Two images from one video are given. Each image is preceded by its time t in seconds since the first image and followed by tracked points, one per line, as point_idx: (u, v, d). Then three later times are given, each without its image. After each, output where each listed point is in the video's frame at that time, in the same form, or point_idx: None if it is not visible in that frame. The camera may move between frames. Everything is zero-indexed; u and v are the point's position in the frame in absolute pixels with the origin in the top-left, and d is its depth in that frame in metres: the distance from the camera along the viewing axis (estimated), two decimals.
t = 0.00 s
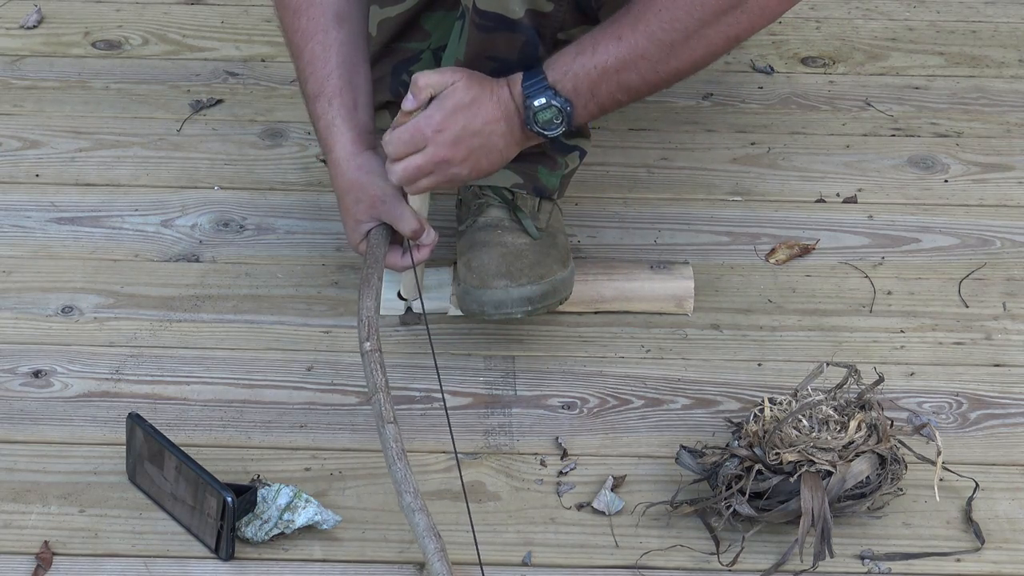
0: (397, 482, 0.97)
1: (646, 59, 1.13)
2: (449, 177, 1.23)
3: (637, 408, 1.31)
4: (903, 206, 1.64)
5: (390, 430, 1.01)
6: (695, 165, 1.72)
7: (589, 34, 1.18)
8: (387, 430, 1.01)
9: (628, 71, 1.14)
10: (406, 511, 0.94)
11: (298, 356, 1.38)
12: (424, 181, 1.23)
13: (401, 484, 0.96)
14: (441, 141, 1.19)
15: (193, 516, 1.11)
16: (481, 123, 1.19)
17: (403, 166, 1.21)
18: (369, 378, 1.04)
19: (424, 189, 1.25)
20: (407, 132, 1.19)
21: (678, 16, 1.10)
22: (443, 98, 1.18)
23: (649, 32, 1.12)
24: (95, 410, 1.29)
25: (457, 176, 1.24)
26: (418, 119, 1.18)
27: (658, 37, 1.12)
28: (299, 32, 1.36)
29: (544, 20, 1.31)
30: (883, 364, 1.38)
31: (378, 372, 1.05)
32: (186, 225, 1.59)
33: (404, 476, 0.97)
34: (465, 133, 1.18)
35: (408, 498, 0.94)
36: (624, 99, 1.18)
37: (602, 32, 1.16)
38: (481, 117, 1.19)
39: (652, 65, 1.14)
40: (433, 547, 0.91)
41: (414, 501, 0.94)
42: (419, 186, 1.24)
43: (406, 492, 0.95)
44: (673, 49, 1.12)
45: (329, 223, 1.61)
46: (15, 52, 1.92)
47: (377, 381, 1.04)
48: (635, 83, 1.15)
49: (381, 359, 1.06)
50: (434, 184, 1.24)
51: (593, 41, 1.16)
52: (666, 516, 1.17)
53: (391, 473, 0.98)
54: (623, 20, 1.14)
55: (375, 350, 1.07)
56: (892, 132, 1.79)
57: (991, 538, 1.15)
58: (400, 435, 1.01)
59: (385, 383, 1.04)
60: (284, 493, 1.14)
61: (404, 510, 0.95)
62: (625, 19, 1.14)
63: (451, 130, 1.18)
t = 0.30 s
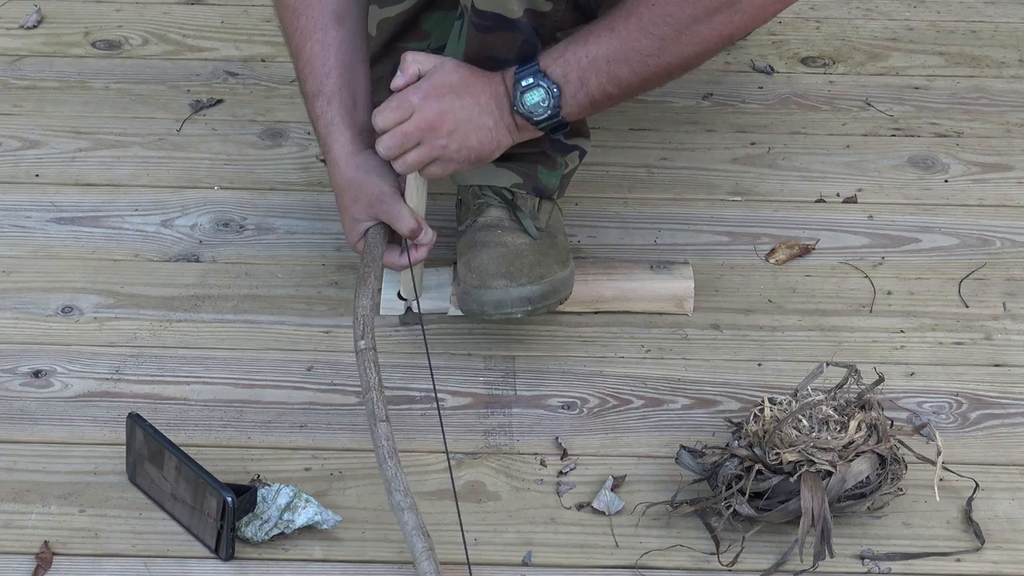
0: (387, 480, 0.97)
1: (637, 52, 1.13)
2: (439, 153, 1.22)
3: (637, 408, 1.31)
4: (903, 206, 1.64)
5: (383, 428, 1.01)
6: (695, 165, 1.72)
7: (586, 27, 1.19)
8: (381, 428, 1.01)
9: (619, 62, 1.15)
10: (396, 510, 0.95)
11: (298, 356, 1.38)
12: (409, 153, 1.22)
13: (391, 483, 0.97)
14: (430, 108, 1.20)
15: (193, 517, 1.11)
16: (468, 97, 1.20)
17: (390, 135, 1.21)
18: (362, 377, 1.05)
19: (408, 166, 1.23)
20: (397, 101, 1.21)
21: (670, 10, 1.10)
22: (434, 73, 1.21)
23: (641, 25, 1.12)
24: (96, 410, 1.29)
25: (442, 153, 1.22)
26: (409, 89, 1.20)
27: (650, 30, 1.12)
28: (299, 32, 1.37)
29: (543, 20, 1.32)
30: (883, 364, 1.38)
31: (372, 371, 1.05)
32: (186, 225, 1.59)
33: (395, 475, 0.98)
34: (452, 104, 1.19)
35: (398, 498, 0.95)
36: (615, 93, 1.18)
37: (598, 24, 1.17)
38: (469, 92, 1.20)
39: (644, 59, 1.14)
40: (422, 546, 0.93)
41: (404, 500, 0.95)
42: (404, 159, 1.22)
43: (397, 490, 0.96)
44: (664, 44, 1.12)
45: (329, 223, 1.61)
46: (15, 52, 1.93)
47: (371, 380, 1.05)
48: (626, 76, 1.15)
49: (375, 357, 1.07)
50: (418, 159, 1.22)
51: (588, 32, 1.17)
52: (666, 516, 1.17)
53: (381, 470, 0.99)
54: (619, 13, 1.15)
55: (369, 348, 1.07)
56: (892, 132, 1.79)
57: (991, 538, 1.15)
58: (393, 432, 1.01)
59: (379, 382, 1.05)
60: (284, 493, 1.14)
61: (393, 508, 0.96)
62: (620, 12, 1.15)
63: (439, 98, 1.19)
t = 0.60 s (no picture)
0: (374, 479, 0.98)
1: (623, 40, 1.12)
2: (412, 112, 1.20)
3: (637, 408, 1.31)
4: (903, 206, 1.64)
5: (372, 428, 1.02)
6: (695, 165, 1.72)
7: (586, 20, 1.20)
8: (370, 428, 1.02)
9: (604, 50, 1.14)
10: (382, 510, 0.96)
11: (298, 356, 1.38)
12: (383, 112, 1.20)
13: (378, 482, 0.98)
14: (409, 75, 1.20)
15: (193, 516, 1.11)
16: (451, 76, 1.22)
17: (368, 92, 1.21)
18: (354, 377, 1.05)
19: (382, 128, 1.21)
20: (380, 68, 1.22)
21: (658, 1, 1.10)
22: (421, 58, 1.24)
23: (631, 14, 1.12)
24: (96, 410, 1.29)
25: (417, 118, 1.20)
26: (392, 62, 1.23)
27: (639, 20, 1.11)
28: (297, 32, 1.36)
29: (543, 20, 1.31)
30: (883, 364, 1.38)
31: (364, 370, 1.05)
32: (186, 225, 1.59)
33: (382, 475, 0.99)
34: (434, 75, 1.21)
35: (384, 498, 0.96)
36: (598, 82, 1.17)
37: (594, 16, 1.17)
38: (451, 73, 1.23)
39: (629, 48, 1.13)
40: (407, 546, 0.93)
41: (390, 500, 0.96)
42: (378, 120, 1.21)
43: (384, 490, 0.97)
44: (650, 35, 1.11)
45: (329, 222, 1.61)
46: (15, 52, 1.93)
47: (363, 380, 1.05)
48: (610, 64, 1.14)
49: (367, 357, 1.07)
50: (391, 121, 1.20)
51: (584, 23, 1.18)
52: (667, 516, 1.17)
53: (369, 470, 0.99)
54: (614, 5, 1.15)
55: (361, 348, 1.07)
56: (892, 132, 1.79)
57: (991, 538, 1.15)
58: (381, 433, 1.02)
59: (371, 382, 1.05)
60: (284, 493, 1.14)
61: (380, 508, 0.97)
62: (616, 4, 1.15)
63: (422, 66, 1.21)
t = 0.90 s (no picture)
0: (400, 466, 0.96)
1: (614, 34, 1.13)
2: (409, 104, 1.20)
3: (637, 408, 1.31)
4: (903, 206, 1.64)
5: (393, 417, 1.00)
6: (694, 165, 1.72)
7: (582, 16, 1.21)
8: (392, 416, 1.00)
9: (595, 43, 1.14)
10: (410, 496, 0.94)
11: (298, 356, 1.38)
12: (382, 111, 1.22)
13: (404, 470, 0.96)
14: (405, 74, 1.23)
15: (193, 516, 1.11)
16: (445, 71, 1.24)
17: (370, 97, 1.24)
18: (371, 369, 1.05)
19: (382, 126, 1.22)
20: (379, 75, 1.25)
21: None
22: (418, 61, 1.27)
23: (624, 10, 1.13)
24: (96, 410, 1.29)
25: (413, 109, 1.20)
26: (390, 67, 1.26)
27: (631, 15, 1.12)
28: (296, 32, 1.36)
29: (541, 22, 1.31)
30: (883, 364, 1.38)
31: (381, 363, 1.05)
32: (186, 225, 1.59)
33: (408, 463, 0.96)
34: (429, 73, 1.23)
35: (412, 484, 0.94)
36: (589, 76, 1.17)
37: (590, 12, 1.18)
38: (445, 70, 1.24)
39: (619, 43, 1.13)
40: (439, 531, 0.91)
41: (418, 486, 0.94)
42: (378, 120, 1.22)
43: (410, 477, 0.95)
44: (641, 30, 1.11)
45: (329, 223, 1.61)
46: (15, 52, 1.93)
47: (379, 371, 1.04)
48: (599, 58, 1.14)
49: (383, 350, 1.07)
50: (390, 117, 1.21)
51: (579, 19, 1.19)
52: (666, 516, 1.17)
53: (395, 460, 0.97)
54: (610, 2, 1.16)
55: (377, 341, 1.07)
56: (892, 132, 1.79)
57: (991, 538, 1.15)
58: (404, 423, 1.00)
59: (387, 374, 1.04)
60: (284, 493, 1.14)
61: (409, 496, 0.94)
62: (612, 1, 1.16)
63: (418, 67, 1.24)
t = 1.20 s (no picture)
0: (378, 479, 0.97)
1: (587, 24, 1.12)
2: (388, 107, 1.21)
3: (637, 408, 1.31)
4: (903, 206, 1.64)
5: (375, 428, 1.01)
6: (694, 165, 1.72)
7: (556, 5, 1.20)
8: (372, 429, 1.01)
9: (569, 34, 1.13)
10: (387, 509, 0.95)
11: (298, 356, 1.38)
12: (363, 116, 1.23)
13: (383, 482, 0.97)
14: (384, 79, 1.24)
15: (192, 516, 1.11)
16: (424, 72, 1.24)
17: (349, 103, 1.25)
18: (356, 379, 1.05)
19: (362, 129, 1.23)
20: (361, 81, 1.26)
21: None
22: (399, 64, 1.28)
23: None
24: (96, 410, 1.29)
25: (393, 111, 1.21)
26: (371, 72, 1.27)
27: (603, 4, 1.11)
28: (279, 38, 1.36)
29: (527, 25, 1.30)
30: (883, 364, 1.38)
31: (364, 373, 1.05)
32: (186, 225, 1.59)
33: (387, 474, 0.98)
34: (408, 75, 1.24)
35: (388, 498, 0.95)
36: (566, 67, 1.16)
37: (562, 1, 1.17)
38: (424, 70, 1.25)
39: (592, 32, 1.12)
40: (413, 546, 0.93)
41: (394, 499, 0.96)
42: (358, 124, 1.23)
43: (388, 490, 0.96)
44: (613, 18, 1.10)
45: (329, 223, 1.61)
46: (15, 52, 1.93)
47: (363, 380, 1.05)
48: (574, 48, 1.13)
49: (368, 359, 1.07)
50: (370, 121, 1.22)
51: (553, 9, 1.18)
52: (666, 516, 1.17)
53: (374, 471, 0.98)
54: None
55: (362, 349, 1.08)
56: (892, 132, 1.79)
57: (991, 538, 1.15)
58: (383, 433, 1.01)
59: (371, 383, 1.05)
60: (284, 493, 1.14)
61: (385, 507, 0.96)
62: None
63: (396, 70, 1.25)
